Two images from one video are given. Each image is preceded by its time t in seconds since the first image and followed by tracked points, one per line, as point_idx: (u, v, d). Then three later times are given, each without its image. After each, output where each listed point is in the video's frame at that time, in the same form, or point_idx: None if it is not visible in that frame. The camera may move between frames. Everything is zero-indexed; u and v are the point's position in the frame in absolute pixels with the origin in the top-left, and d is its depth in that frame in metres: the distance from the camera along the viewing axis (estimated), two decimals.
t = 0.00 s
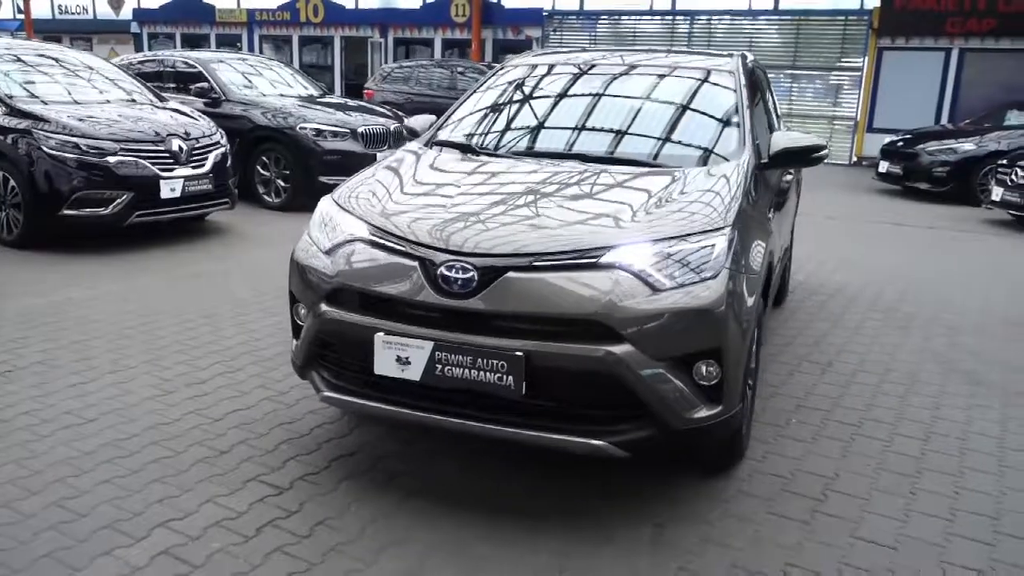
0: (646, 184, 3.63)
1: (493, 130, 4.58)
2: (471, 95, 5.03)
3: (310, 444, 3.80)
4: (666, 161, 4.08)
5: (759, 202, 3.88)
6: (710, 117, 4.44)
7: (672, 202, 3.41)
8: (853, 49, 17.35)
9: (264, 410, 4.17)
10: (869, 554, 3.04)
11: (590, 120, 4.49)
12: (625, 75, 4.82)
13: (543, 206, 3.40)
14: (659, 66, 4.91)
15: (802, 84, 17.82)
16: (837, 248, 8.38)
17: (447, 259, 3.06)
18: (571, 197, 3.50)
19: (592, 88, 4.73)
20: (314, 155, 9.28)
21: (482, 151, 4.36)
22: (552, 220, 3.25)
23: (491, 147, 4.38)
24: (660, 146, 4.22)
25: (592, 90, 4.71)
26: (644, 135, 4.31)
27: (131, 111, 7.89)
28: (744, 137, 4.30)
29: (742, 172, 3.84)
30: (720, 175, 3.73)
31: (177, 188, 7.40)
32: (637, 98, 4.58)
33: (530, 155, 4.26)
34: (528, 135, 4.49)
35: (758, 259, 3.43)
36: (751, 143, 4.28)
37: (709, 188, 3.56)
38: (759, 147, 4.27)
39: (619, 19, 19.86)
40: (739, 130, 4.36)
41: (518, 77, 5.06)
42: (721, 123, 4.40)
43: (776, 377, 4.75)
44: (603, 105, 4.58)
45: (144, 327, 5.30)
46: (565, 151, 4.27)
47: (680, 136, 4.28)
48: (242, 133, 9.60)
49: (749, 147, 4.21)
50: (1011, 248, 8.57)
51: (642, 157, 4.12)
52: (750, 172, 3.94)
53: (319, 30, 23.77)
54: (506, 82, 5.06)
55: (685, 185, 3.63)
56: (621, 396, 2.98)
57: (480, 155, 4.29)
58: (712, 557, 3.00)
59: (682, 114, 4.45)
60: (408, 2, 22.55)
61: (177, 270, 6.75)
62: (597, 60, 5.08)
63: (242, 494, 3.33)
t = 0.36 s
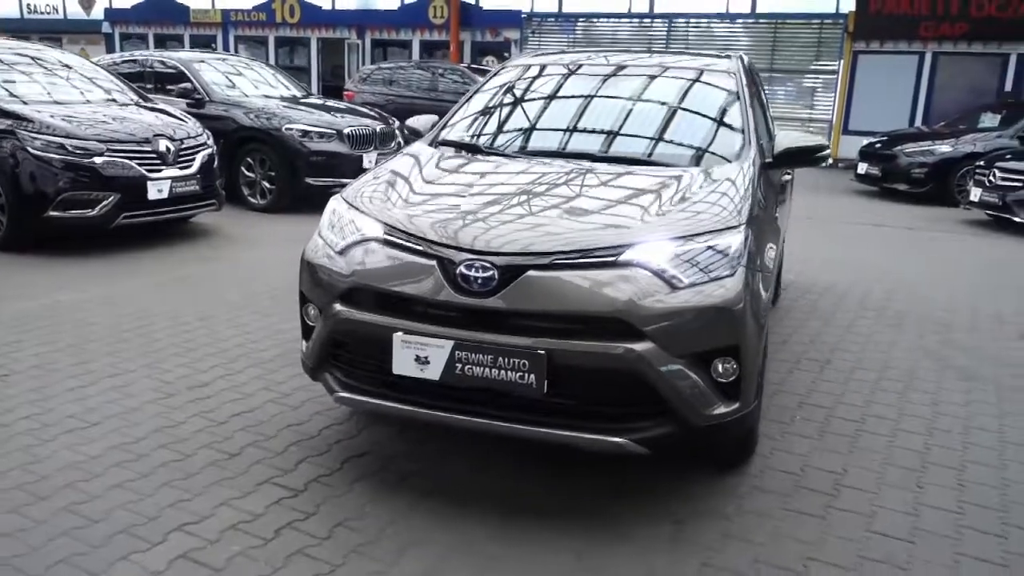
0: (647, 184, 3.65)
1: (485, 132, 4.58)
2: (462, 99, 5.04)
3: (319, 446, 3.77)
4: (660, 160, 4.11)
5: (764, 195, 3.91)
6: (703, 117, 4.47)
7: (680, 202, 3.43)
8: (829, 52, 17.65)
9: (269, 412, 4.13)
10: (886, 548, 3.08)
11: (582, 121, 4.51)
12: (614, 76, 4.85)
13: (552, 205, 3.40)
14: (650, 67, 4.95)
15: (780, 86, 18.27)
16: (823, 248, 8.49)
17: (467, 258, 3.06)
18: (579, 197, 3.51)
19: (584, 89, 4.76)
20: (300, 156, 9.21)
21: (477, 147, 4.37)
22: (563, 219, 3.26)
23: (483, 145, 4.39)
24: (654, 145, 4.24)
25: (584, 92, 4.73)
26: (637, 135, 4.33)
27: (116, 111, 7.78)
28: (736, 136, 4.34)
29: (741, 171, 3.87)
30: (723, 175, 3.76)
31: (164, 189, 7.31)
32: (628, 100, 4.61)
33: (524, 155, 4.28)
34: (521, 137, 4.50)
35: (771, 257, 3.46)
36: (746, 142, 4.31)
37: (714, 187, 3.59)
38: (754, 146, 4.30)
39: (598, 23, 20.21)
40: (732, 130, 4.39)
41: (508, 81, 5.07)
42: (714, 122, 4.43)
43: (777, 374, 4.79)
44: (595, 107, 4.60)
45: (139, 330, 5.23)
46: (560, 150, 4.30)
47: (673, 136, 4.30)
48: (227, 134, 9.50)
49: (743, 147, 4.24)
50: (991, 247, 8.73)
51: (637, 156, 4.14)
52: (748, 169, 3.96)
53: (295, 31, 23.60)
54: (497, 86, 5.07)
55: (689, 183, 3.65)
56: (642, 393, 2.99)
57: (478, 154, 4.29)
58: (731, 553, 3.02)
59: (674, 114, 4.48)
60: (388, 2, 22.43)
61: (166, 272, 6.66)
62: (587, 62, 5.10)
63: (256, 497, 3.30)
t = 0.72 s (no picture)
0: (648, 187, 3.68)
1: (476, 138, 4.56)
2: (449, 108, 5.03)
3: (334, 456, 3.72)
4: (652, 162, 4.15)
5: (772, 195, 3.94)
6: (693, 118, 4.50)
7: (688, 204, 3.45)
8: (800, 53, 17.90)
9: (278, 422, 4.08)
10: (909, 545, 3.11)
11: (572, 125, 4.52)
12: (600, 80, 4.88)
13: (563, 209, 3.40)
14: (637, 71, 4.98)
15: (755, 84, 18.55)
16: (807, 248, 8.59)
17: (490, 264, 3.04)
18: (587, 200, 3.52)
19: (572, 95, 4.77)
20: (283, 161, 9.11)
21: (474, 151, 4.36)
22: (577, 222, 3.26)
23: (476, 149, 4.37)
24: (647, 148, 4.27)
25: (573, 97, 4.74)
26: (628, 139, 4.36)
27: (97, 117, 7.63)
28: (727, 137, 4.38)
29: (737, 172, 3.91)
30: (724, 178, 3.79)
31: (149, 197, 7.20)
32: (616, 104, 4.63)
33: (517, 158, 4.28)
34: (512, 142, 4.50)
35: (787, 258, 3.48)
36: (739, 142, 4.35)
37: (718, 190, 3.62)
38: (748, 145, 4.34)
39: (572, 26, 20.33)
40: (723, 130, 4.43)
41: (496, 89, 5.07)
42: (705, 123, 4.46)
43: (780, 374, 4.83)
44: (584, 111, 4.62)
45: (135, 341, 5.14)
46: (552, 153, 4.31)
47: (665, 138, 4.34)
48: (207, 140, 9.37)
49: (735, 149, 4.28)
50: (970, 245, 8.88)
51: (628, 159, 4.17)
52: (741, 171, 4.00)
53: (265, 34, 23.40)
54: (485, 94, 5.07)
55: (693, 186, 3.68)
56: (667, 396, 3.00)
57: (479, 158, 4.28)
58: (759, 554, 3.04)
59: (665, 116, 4.51)
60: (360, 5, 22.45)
61: (155, 281, 6.55)
62: (573, 67, 5.13)
63: (277, 509, 3.25)
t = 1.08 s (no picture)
0: (641, 195, 3.73)
1: (462, 148, 4.58)
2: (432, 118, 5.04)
3: (341, 465, 3.70)
4: (639, 170, 4.22)
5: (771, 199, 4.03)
6: (677, 124, 4.58)
7: (686, 211, 3.51)
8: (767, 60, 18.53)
9: (281, 432, 4.04)
10: (915, 545, 3.19)
11: (557, 133, 4.56)
12: (581, 88, 4.93)
13: (569, 217, 3.44)
14: (618, 77, 5.05)
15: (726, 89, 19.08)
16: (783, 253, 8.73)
17: (508, 273, 3.06)
18: (588, 208, 3.56)
19: (554, 103, 4.81)
20: (262, 166, 9.03)
21: (466, 160, 4.39)
22: (585, 231, 3.31)
23: (465, 158, 4.39)
24: (632, 156, 4.34)
25: (555, 106, 4.79)
26: (612, 147, 4.42)
27: (73, 121, 7.48)
28: (711, 142, 4.47)
29: (724, 181, 4.00)
30: (715, 186, 3.87)
31: (129, 203, 7.07)
32: (600, 111, 4.69)
33: (503, 165, 4.31)
34: (497, 151, 4.53)
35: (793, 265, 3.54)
36: (725, 148, 4.45)
37: (712, 197, 3.69)
38: (734, 151, 4.43)
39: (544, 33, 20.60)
40: (707, 135, 4.51)
41: (479, 100, 5.10)
42: (689, 129, 4.55)
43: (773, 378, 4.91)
44: (568, 119, 4.66)
45: (124, 350, 5.05)
46: (539, 161, 4.35)
47: (649, 146, 4.41)
48: (182, 145, 9.24)
49: (720, 155, 4.37)
50: (940, 249, 9.11)
51: (615, 167, 4.24)
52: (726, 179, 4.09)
53: (231, 37, 23.13)
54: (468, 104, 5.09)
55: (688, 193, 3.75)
56: (683, 403, 3.03)
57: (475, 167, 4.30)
58: (773, 557, 3.09)
59: (649, 123, 4.58)
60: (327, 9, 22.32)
61: (137, 288, 6.44)
62: (554, 76, 5.17)
63: (291, 520, 3.23)
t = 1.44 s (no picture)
0: (620, 199, 3.86)
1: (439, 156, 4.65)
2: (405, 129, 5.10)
3: (345, 469, 3.74)
4: (614, 173, 4.36)
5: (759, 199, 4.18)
6: (648, 129, 4.74)
7: (670, 213, 3.65)
8: (721, 65, 19.07)
9: (280, 438, 4.06)
10: (903, 530, 3.36)
11: (531, 140, 4.67)
12: (551, 95, 5.05)
13: (564, 220, 3.55)
14: (587, 85, 5.18)
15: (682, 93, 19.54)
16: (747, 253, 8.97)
17: (518, 276, 3.14)
18: (577, 210, 3.68)
19: (526, 112, 4.92)
20: (229, 173, 8.95)
21: (449, 165, 4.46)
22: (583, 233, 3.41)
23: (443, 164, 4.47)
24: (605, 161, 4.47)
25: (527, 114, 4.89)
26: (586, 152, 4.54)
27: (38, 128, 7.34)
28: (682, 144, 4.64)
29: (698, 185, 4.16)
30: (691, 189, 4.03)
31: (99, 211, 6.97)
32: (571, 118, 4.81)
33: (482, 171, 4.40)
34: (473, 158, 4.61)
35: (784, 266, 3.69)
36: (697, 150, 4.62)
37: (690, 200, 3.85)
38: (707, 154, 4.60)
39: (502, 37, 20.74)
40: (677, 138, 4.68)
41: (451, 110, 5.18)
42: (660, 133, 4.71)
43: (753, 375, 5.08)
44: (540, 126, 4.77)
45: (109, 360, 5.01)
46: (515, 167, 4.45)
47: (622, 151, 4.55)
48: (147, 151, 9.12)
49: (692, 157, 4.54)
50: (896, 250, 9.44)
51: (589, 171, 4.37)
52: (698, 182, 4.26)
53: (182, 40, 22.76)
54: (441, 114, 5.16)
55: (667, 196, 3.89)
56: (688, 400, 3.15)
57: (462, 172, 4.38)
58: (773, 545, 3.23)
59: (620, 129, 4.72)
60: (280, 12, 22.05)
61: (112, 297, 6.36)
62: (523, 85, 5.28)
63: (303, 524, 3.26)
